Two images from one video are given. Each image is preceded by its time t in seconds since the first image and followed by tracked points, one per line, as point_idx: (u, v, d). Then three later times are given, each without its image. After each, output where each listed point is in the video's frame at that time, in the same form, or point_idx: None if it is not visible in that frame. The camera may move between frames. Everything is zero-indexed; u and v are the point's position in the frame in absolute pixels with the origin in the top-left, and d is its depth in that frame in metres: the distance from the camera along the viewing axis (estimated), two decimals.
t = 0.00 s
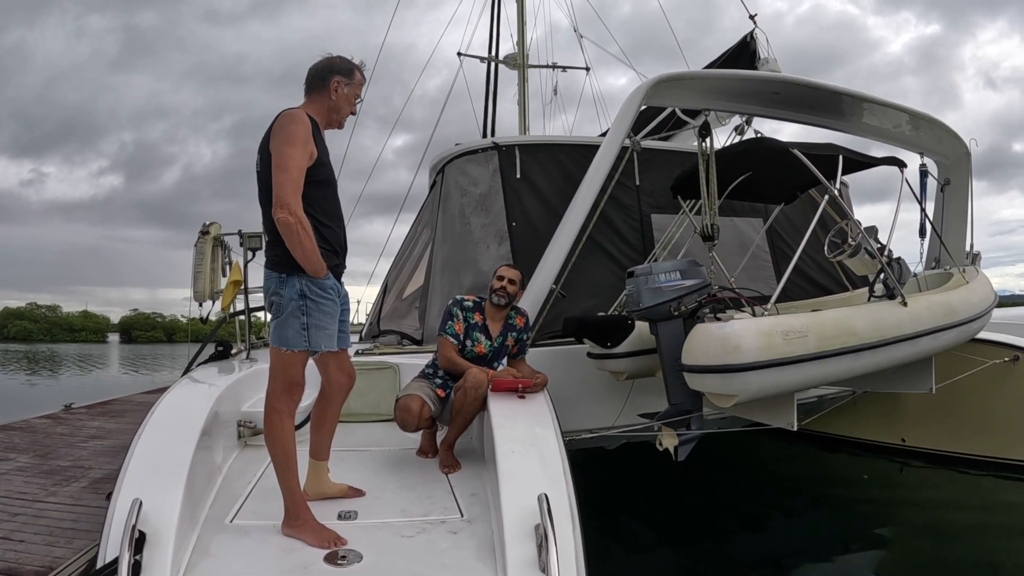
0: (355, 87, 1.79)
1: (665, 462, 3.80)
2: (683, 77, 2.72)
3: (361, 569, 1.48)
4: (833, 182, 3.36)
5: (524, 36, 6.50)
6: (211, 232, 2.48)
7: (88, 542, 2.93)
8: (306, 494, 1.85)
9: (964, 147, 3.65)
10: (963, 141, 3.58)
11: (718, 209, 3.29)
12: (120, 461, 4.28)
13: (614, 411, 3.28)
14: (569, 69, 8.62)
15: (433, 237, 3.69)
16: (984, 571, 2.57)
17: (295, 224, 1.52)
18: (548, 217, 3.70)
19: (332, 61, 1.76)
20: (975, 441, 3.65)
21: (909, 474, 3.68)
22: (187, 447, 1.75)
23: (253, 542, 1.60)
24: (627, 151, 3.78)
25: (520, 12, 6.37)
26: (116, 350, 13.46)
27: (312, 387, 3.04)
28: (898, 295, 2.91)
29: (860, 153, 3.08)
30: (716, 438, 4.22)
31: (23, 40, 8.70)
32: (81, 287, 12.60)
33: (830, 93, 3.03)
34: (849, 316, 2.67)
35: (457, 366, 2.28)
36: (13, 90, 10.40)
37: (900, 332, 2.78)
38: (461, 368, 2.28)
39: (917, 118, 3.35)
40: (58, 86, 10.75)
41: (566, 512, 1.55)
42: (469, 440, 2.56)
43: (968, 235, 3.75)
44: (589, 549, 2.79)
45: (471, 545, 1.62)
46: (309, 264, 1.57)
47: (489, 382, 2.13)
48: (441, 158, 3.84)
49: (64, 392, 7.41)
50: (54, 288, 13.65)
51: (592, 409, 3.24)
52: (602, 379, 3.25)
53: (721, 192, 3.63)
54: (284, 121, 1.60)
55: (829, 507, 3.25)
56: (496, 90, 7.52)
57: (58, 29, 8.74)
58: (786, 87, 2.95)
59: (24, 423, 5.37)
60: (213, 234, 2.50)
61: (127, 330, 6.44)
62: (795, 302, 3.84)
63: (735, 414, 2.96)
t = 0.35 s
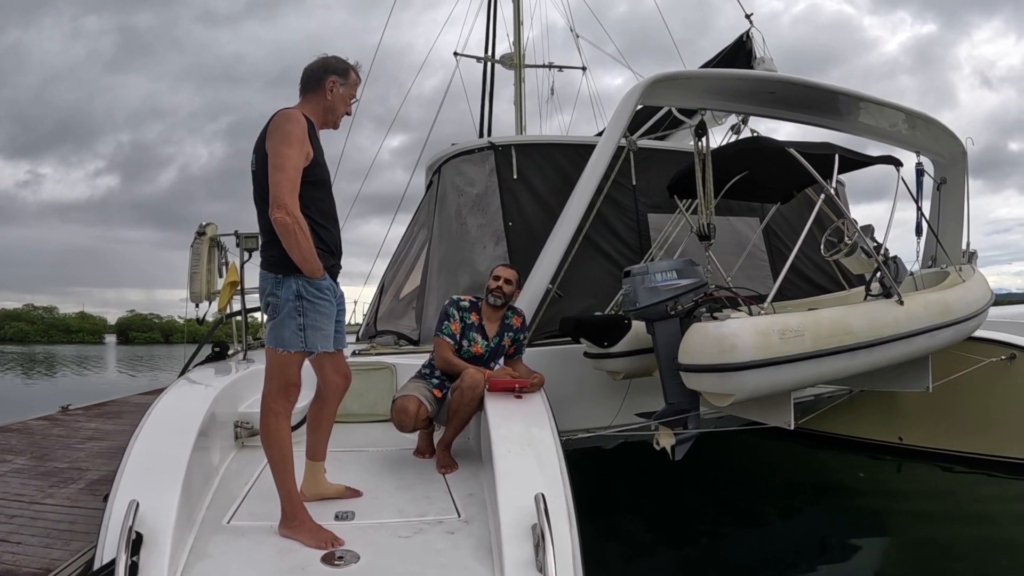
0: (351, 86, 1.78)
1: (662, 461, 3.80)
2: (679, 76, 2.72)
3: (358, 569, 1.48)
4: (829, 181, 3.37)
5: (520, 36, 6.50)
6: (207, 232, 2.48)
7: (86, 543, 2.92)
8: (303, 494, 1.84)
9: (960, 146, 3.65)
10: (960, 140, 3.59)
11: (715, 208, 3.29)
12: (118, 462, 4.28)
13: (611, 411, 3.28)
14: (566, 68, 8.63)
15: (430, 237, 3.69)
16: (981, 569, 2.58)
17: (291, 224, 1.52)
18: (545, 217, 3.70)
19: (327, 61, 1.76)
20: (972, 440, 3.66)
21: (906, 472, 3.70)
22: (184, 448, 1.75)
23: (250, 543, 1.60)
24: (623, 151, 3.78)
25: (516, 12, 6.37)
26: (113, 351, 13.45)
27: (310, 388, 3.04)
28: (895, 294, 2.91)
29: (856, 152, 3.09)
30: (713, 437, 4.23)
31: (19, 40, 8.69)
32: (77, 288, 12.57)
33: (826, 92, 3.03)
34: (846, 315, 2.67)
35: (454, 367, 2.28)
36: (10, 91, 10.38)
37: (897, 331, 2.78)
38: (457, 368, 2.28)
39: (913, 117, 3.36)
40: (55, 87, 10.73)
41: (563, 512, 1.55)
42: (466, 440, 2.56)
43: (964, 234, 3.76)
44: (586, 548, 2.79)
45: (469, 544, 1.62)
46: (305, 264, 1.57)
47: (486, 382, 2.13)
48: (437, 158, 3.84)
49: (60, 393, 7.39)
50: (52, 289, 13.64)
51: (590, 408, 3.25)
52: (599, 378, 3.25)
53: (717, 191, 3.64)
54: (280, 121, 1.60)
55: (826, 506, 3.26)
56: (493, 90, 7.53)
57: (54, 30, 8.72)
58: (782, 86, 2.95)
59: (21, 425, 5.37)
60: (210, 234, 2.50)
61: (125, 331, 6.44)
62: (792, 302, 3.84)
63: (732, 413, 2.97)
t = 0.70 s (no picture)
0: (351, 83, 1.78)
1: (662, 461, 3.80)
2: (678, 76, 2.72)
3: (357, 568, 1.48)
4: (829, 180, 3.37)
5: (520, 35, 6.49)
6: (207, 231, 2.48)
7: (85, 542, 2.92)
8: (303, 493, 1.84)
9: (960, 146, 3.65)
10: (959, 140, 3.59)
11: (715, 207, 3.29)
12: (117, 461, 4.27)
13: (611, 410, 3.28)
14: (566, 68, 8.61)
15: (430, 237, 3.68)
16: (981, 569, 2.57)
17: (290, 223, 1.51)
18: (544, 216, 3.70)
19: (327, 60, 1.75)
20: (971, 439, 3.66)
21: (905, 471, 3.70)
22: (184, 447, 1.75)
23: (249, 542, 1.60)
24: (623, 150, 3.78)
25: (516, 11, 6.36)
26: (112, 351, 13.46)
27: (309, 387, 3.04)
28: (894, 293, 2.91)
29: (856, 151, 3.09)
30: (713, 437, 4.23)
31: (18, 39, 8.68)
32: (76, 288, 12.55)
33: (825, 91, 3.03)
34: (845, 314, 2.67)
35: (453, 366, 2.28)
36: (8, 90, 10.36)
37: (897, 330, 2.78)
38: (457, 367, 2.28)
39: (913, 117, 3.36)
40: (54, 85, 10.72)
41: (562, 510, 1.55)
42: (466, 440, 2.56)
43: (964, 233, 3.75)
44: (586, 547, 2.80)
45: (468, 544, 1.62)
46: (304, 262, 1.56)
47: (486, 381, 2.13)
48: (437, 158, 3.84)
49: (59, 393, 7.38)
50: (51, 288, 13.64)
51: (589, 408, 3.25)
52: (598, 378, 3.25)
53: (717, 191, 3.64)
54: (279, 120, 1.60)
55: (824, 504, 3.27)
56: (493, 89, 7.52)
57: (53, 29, 8.71)
58: (782, 85, 2.95)
59: (21, 424, 5.36)
60: (209, 233, 2.50)
61: (124, 331, 6.43)
62: (792, 301, 3.84)
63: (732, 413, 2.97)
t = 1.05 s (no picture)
0: (351, 84, 1.78)
1: (664, 461, 3.80)
2: (680, 75, 2.71)
3: (360, 569, 1.48)
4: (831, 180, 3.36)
5: (522, 35, 6.49)
6: (210, 233, 2.49)
7: (89, 543, 2.93)
8: (306, 494, 1.85)
9: (963, 144, 3.64)
10: (962, 138, 3.58)
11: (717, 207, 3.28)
12: (121, 462, 4.29)
13: (613, 410, 3.28)
14: (567, 68, 8.60)
15: (432, 237, 3.69)
16: (986, 569, 2.55)
17: (290, 224, 1.51)
18: (546, 216, 3.70)
19: (327, 61, 1.76)
20: (975, 438, 3.65)
21: (908, 471, 3.69)
22: (186, 448, 1.75)
23: (252, 543, 1.60)
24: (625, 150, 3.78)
25: (518, 12, 6.36)
26: (115, 352, 13.50)
27: (312, 388, 3.04)
28: (897, 292, 2.91)
29: (858, 150, 3.08)
30: (715, 436, 4.23)
31: (20, 41, 8.71)
32: (79, 289, 12.56)
33: (827, 90, 3.02)
34: (848, 314, 2.66)
35: (456, 366, 2.28)
36: (11, 92, 10.38)
37: (900, 329, 2.78)
38: (459, 367, 2.28)
39: (915, 116, 3.35)
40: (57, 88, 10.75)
41: (564, 510, 1.55)
42: (469, 440, 2.56)
43: (967, 231, 3.74)
44: (588, 547, 2.79)
45: (470, 544, 1.62)
46: (304, 263, 1.56)
47: (488, 382, 2.13)
48: (439, 158, 3.84)
49: (62, 394, 7.41)
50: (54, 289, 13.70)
51: (592, 408, 3.24)
52: (601, 378, 3.25)
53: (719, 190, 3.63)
54: (280, 121, 1.60)
55: (827, 504, 3.26)
56: (494, 90, 7.52)
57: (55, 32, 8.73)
58: (783, 85, 2.94)
59: (25, 425, 5.38)
60: (212, 235, 2.51)
61: (127, 332, 6.46)
62: (794, 301, 3.84)
63: (734, 413, 2.97)
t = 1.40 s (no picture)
0: (348, 83, 1.78)
1: (662, 460, 3.80)
2: (678, 74, 2.72)
3: (358, 568, 1.48)
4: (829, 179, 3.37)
5: (519, 34, 6.49)
6: (207, 232, 2.48)
7: (88, 543, 2.93)
8: (305, 493, 1.85)
9: (961, 144, 3.65)
10: (960, 137, 3.59)
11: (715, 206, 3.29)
12: (120, 462, 4.28)
13: (611, 410, 3.28)
14: (565, 66, 8.59)
15: (430, 236, 3.68)
16: (985, 568, 2.56)
17: (290, 223, 1.51)
18: (544, 215, 3.70)
19: (323, 60, 1.76)
20: (972, 437, 3.66)
21: (906, 469, 3.71)
22: (185, 447, 1.75)
23: (251, 542, 1.60)
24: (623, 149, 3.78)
25: (516, 11, 6.36)
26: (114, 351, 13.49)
27: (310, 387, 3.04)
28: (895, 291, 2.91)
29: (855, 149, 3.09)
30: (713, 435, 4.23)
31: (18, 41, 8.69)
32: (76, 289, 12.53)
33: (825, 89, 3.02)
34: (845, 313, 2.67)
35: (453, 365, 2.29)
36: (8, 92, 10.36)
37: (897, 328, 2.78)
38: (457, 366, 2.28)
39: (913, 115, 3.35)
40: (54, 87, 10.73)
41: (563, 509, 1.55)
42: (467, 439, 2.56)
43: (965, 230, 3.75)
44: (587, 547, 2.79)
45: (469, 543, 1.62)
46: (304, 262, 1.56)
47: (486, 381, 2.13)
48: (436, 157, 3.84)
49: (60, 393, 7.40)
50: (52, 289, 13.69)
51: (590, 407, 3.25)
52: (599, 377, 3.25)
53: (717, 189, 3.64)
54: (278, 120, 1.60)
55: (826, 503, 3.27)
56: (492, 89, 7.51)
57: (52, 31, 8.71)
58: (781, 84, 2.95)
59: (23, 425, 5.38)
60: (210, 234, 2.50)
61: (125, 332, 6.45)
62: (792, 300, 3.84)
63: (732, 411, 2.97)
